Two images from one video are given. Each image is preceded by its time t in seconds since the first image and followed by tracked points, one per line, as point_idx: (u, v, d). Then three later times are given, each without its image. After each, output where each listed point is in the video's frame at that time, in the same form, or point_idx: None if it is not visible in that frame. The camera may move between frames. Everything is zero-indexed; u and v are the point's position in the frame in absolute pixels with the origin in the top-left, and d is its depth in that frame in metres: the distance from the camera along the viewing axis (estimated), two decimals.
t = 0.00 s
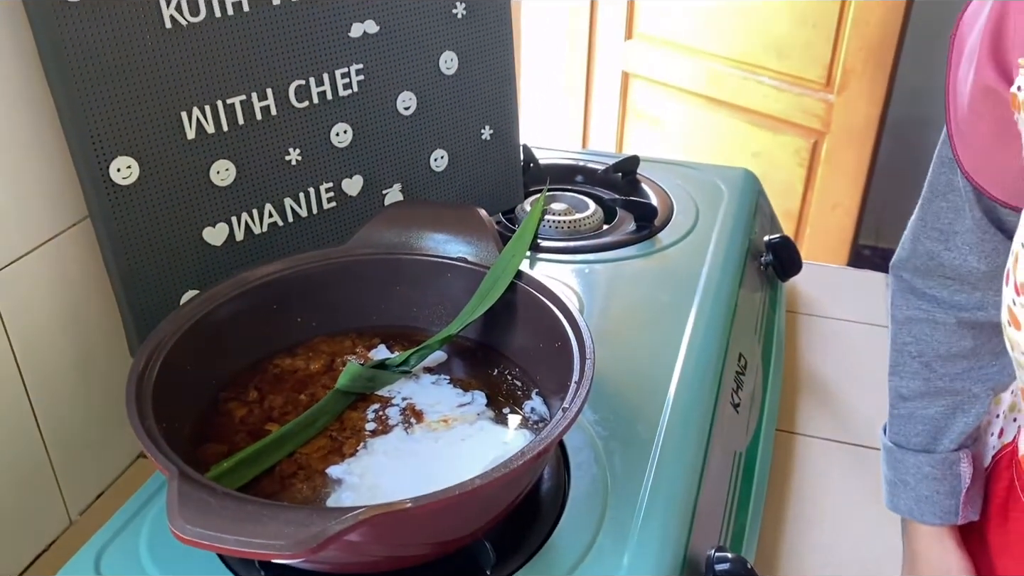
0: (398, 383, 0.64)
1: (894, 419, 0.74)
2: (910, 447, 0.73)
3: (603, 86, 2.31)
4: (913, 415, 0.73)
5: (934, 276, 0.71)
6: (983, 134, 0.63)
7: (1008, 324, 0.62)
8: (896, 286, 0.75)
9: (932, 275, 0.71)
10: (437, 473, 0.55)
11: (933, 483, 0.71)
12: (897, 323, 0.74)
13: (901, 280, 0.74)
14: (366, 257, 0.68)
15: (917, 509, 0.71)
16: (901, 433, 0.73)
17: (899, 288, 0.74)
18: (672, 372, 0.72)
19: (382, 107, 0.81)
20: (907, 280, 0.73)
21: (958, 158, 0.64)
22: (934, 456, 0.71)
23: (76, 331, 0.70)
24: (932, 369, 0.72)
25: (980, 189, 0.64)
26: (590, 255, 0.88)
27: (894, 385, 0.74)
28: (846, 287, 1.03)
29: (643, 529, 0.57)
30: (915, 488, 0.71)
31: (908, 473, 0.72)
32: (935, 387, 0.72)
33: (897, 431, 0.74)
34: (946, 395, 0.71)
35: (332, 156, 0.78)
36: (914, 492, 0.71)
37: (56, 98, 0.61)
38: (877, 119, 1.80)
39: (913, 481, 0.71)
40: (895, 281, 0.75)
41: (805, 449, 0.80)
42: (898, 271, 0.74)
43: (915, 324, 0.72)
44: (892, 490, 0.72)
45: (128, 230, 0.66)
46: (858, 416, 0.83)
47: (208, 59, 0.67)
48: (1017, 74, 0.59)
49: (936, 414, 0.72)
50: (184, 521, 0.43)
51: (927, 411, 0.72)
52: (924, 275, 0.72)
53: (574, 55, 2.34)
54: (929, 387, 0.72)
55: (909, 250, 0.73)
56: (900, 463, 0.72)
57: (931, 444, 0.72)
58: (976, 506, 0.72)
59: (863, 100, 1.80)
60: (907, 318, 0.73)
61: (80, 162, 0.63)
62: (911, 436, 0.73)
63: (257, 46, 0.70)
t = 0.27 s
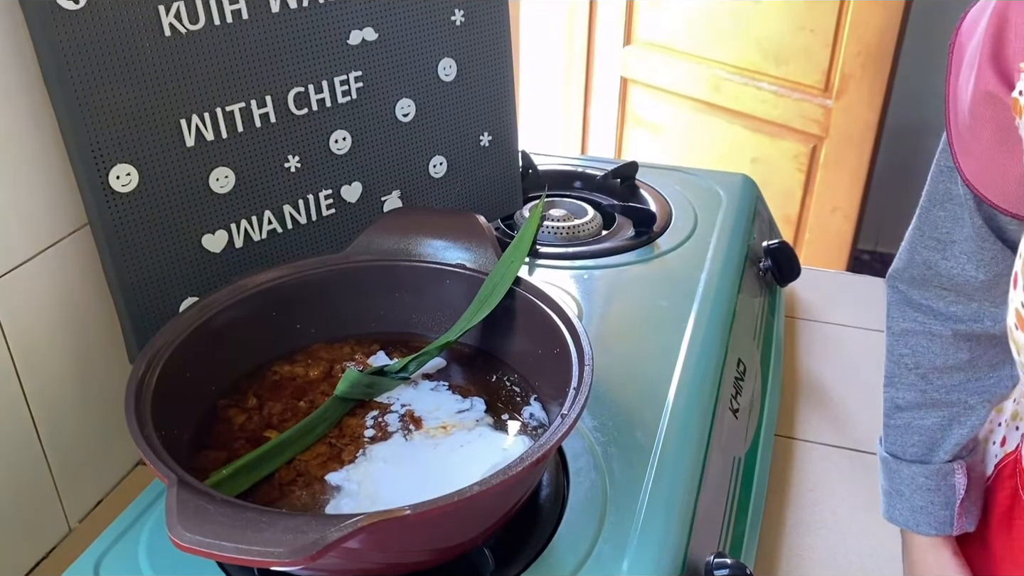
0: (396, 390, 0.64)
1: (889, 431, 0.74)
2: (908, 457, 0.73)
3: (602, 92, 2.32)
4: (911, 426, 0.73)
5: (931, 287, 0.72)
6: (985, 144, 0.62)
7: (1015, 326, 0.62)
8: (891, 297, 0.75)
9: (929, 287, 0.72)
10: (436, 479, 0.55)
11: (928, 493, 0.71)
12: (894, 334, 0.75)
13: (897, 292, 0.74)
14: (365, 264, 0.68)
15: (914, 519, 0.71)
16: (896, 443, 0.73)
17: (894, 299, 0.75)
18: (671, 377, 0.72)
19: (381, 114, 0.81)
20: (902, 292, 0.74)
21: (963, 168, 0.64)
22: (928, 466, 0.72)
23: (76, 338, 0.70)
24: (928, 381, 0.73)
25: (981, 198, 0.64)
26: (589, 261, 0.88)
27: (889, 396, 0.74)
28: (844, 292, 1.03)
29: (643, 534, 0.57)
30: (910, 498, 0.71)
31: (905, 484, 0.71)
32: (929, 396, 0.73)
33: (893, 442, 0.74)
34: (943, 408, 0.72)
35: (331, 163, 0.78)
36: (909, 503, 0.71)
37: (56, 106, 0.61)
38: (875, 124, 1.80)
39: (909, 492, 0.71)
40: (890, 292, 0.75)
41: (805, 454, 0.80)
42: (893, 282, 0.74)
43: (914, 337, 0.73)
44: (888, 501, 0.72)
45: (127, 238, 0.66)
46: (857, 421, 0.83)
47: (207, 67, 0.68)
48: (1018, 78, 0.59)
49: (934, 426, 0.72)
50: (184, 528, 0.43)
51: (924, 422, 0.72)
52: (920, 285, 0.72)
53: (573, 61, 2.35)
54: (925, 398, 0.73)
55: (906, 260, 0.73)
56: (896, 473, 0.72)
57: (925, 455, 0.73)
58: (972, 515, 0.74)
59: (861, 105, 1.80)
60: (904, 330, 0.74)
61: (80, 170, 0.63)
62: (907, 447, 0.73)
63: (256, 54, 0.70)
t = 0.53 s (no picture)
0: (398, 395, 0.64)
1: (888, 436, 0.74)
2: (907, 463, 0.73)
3: (602, 96, 2.32)
4: (910, 432, 0.73)
5: (932, 293, 0.71)
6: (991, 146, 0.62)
7: None
8: (892, 303, 0.75)
9: (928, 293, 0.71)
10: (438, 485, 0.54)
11: (925, 499, 0.71)
12: (894, 341, 0.74)
13: (897, 298, 0.74)
14: (367, 270, 0.68)
15: (912, 525, 0.71)
16: (895, 449, 0.74)
17: (895, 305, 0.74)
18: (673, 382, 0.72)
19: (382, 120, 0.81)
20: (903, 298, 0.73)
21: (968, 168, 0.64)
22: (926, 472, 0.72)
23: (77, 344, 0.70)
24: (928, 388, 0.72)
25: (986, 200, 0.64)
26: (590, 266, 0.88)
27: (889, 402, 0.75)
28: (846, 297, 1.03)
29: (645, 540, 0.57)
30: (908, 504, 0.71)
31: (903, 490, 0.72)
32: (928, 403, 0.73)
33: (892, 448, 0.74)
34: (942, 414, 0.72)
35: (332, 169, 0.78)
36: (907, 509, 0.71)
37: (57, 112, 0.61)
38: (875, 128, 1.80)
39: (908, 498, 0.71)
40: (891, 298, 0.75)
41: (807, 459, 0.80)
42: (894, 287, 0.74)
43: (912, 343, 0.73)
44: (887, 507, 0.72)
45: (128, 244, 0.66)
46: (859, 426, 0.83)
47: (209, 73, 0.68)
48: None
49: (932, 432, 0.72)
50: (185, 535, 0.43)
51: (923, 428, 0.73)
52: (921, 292, 0.72)
53: (574, 66, 2.35)
54: (924, 404, 0.73)
55: (907, 266, 0.73)
56: (894, 479, 0.73)
57: (924, 461, 0.73)
58: (970, 522, 0.73)
59: (861, 109, 1.80)
60: (904, 337, 0.73)
61: (81, 176, 0.63)
62: (906, 453, 0.73)
63: (257, 60, 0.70)
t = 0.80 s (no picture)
0: (398, 399, 0.64)
1: (893, 439, 0.74)
2: (911, 467, 0.73)
3: (602, 99, 2.32)
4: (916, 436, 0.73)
5: (937, 296, 0.70)
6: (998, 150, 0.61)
7: None
8: (896, 306, 0.74)
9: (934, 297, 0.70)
10: (438, 490, 0.54)
11: (929, 503, 0.71)
12: (899, 345, 0.74)
13: (902, 301, 0.73)
14: (367, 274, 0.68)
15: (915, 529, 0.71)
16: (899, 453, 0.74)
17: (899, 308, 0.74)
18: (674, 386, 0.72)
19: (382, 123, 0.81)
20: (908, 301, 0.73)
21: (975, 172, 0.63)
22: (931, 476, 0.72)
23: (77, 349, 0.70)
24: (933, 392, 0.72)
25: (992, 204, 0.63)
26: (591, 269, 0.88)
27: (893, 405, 0.74)
28: (846, 300, 1.03)
29: (646, 545, 0.57)
30: (911, 507, 0.71)
31: (906, 493, 0.72)
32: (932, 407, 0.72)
33: (895, 452, 0.74)
34: (948, 418, 0.72)
35: (332, 173, 0.78)
36: (910, 512, 0.71)
37: (56, 117, 0.61)
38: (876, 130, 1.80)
39: (911, 501, 0.71)
40: (895, 301, 0.74)
41: (808, 463, 0.79)
42: (899, 291, 0.73)
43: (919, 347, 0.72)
44: (891, 510, 0.72)
45: (128, 248, 0.66)
46: (860, 430, 0.83)
47: (209, 78, 0.68)
48: None
49: (938, 437, 0.72)
50: (184, 540, 0.43)
51: (928, 432, 0.72)
52: (926, 295, 0.71)
53: (573, 69, 2.36)
54: (929, 408, 0.72)
55: (912, 269, 0.72)
56: (897, 483, 0.73)
57: (929, 465, 0.73)
58: (975, 526, 0.73)
59: (861, 112, 1.81)
60: (909, 341, 0.73)
61: (81, 180, 0.63)
62: (911, 457, 0.73)
63: (257, 64, 0.70)
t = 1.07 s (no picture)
0: (399, 404, 0.64)
1: (894, 446, 0.74)
2: (912, 473, 0.73)
3: (603, 103, 2.33)
4: (916, 443, 0.73)
5: (939, 302, 0.70)
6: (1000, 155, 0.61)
7: None
8: (898, 312, 0.74)
9: (937, 303, 0.70)
10: (439, 495, 0.54)
11: (930, 509, 0.71)
12: (900, 351, 0.74)
13: (904, 307, 0.73)
14: (368, 278, 0.68)
15: (916, 535, 0.71)
16: (901, 459, 0.74)
17: (900, 314, 0.74)
18: (674, 390, 0.72)
19: (383, 128, 0.81)
20: (909, 307, 0.73)
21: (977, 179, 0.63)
22: (932, 483, 0.72)
23: (77, 354, 0.70)
24: (934, 399, 0.72)
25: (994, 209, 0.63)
26: (591, 273, 0.88)
27: (894, 411, 0.74)
28: (847, 304, 1.03)
29: (646, 549, 0.57)
30: (912, 512, 0.71)
31: (906, 498, 0.71)
32: (933, 414, 0.72)
33: (896, 458, 0.74)
34: (950, 425, 0.72)
35: (332, 177, 0.78)
36: (911, 518, 0.71)
37: (57, 122, 0.61)
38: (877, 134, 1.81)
39: (911, 506, 0.71)
40: (897, 307, 0.74)
41: (809, 466, 0.79)
42: (901, 296, 0.73)
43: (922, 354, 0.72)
44: (891, 516, 0.72)
45: (129, 253, 0.66)
46: (861, 433, 0.83)
47: (210, 83, 0.68)
48: None
49: (939, 444, 0.72)
50: (185, 544, 0.43)
51: (930, 438, 0.72)
52: (928, 301, 0.71)
53: (573, 72, 2.36)
54: (930, 414, 0.72)
55: (914, 276, 0.72)
56: (898, 489, 0.72)
57: (930, 471, 0.73)
58: (976, 532, 0.73)
59: (861, 115, 1.81)
60: (910, 347, 0.73)
61: (82, 185, 0.63)
62: (912, 463, 0.73)
63: (257, 69, 0.70)
